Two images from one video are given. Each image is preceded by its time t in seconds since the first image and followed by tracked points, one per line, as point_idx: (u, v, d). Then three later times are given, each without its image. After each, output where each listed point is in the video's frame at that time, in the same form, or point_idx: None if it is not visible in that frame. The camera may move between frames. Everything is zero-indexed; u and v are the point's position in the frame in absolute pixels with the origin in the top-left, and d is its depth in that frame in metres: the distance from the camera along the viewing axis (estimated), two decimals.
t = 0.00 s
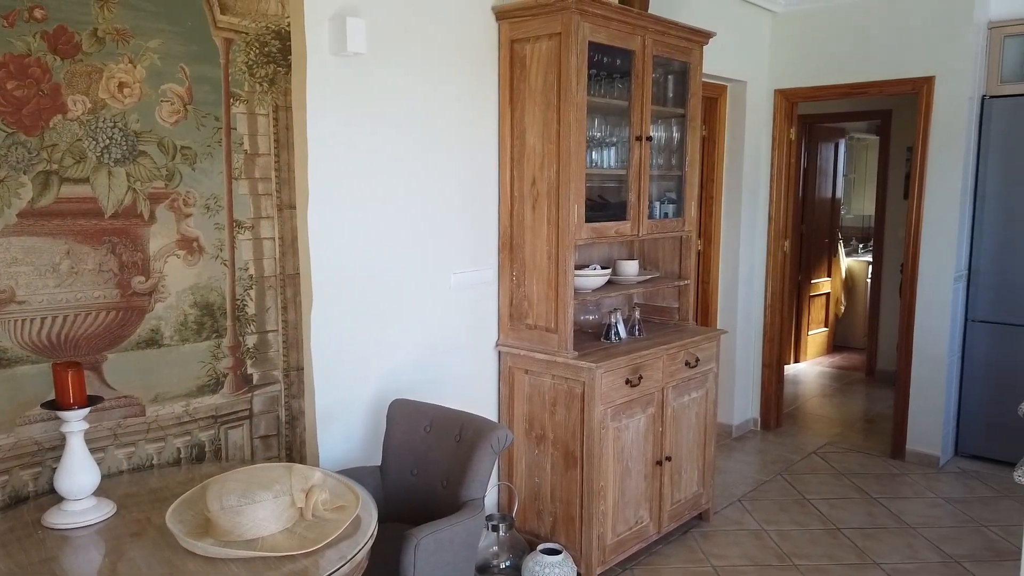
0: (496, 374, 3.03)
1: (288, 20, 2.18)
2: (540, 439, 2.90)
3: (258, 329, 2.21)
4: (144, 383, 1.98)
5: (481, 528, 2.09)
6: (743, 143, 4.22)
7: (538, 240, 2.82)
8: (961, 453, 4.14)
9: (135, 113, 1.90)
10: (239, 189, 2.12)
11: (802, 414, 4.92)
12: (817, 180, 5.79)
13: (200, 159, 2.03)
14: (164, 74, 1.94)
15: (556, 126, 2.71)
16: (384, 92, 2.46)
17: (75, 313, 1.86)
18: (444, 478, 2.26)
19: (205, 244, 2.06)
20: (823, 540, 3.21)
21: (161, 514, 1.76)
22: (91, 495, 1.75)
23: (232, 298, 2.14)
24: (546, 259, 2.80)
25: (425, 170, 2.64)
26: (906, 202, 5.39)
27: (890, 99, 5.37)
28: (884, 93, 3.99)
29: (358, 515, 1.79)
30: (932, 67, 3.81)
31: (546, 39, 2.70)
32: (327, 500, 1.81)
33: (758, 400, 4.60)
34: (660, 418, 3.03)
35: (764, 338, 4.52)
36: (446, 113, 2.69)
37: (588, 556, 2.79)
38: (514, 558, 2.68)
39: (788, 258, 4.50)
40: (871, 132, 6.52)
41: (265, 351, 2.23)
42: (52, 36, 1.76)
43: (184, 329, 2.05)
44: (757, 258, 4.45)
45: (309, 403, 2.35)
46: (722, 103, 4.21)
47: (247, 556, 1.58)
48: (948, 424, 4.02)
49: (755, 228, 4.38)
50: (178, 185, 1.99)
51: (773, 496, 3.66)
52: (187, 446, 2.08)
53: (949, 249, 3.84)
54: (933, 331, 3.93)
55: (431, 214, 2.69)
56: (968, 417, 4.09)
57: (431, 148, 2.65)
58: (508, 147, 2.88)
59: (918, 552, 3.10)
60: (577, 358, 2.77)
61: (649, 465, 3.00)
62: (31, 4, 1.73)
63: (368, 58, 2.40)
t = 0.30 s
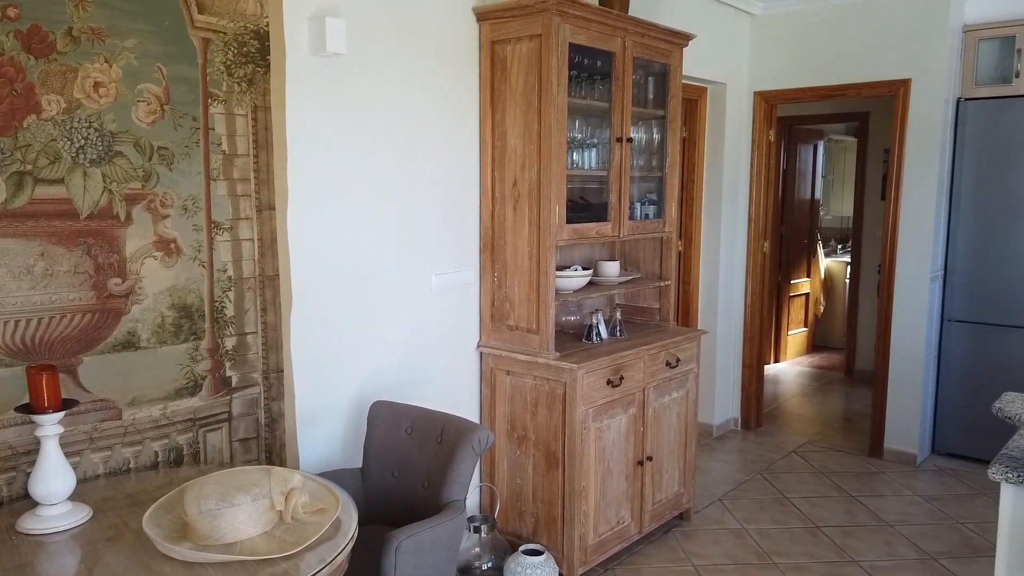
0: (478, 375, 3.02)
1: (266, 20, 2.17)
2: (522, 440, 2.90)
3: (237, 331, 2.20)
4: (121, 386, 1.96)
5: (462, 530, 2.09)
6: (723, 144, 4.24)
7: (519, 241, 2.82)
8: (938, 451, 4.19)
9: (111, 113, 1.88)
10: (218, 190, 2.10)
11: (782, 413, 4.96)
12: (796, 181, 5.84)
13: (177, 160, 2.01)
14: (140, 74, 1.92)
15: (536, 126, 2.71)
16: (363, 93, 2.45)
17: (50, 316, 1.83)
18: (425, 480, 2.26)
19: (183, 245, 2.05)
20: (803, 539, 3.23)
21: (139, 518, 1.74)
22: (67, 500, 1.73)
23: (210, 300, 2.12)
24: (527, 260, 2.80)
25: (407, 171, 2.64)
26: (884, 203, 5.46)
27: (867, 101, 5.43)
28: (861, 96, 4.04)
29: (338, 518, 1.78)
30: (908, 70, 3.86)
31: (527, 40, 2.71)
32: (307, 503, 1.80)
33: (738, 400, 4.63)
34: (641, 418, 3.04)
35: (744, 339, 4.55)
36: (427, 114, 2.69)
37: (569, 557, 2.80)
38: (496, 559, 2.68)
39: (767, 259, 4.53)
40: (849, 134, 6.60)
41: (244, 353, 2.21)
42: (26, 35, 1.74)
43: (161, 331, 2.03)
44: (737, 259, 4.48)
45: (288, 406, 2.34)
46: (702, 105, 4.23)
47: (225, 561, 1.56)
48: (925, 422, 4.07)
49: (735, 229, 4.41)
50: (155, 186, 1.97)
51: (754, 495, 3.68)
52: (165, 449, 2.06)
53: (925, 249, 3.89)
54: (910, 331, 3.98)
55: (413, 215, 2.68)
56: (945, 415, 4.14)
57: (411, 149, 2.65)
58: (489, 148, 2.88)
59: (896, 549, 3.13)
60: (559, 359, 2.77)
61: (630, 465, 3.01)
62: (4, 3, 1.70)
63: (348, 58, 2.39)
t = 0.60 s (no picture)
0: (458, 377, 3.02)
1: (243, 22, 2.15)
2: (502, 442, 2.91)
3: (215, 334, 2.18)
4: (96, 391, 1.94)
5: (442, 533, 2.08)
6: (701, 146, 4.28)
7: (500, 243, 2.82)
8: (913, 449, 4.25)
9: (86, 114, 1.86)
10: (195, 192, 2.09)
11: (761, 413, 5.01)
12: (774, 183, 5.89)
13: (153, 162, 1.99)
14: (115, 75, 1.90)
15: (516, 129, 2.72)
16: (341, 96, 2.44)
17: (23, 320, 1.81)
18: (405, 483, 2.26)
19: (159, 248, 2.03)
20: (781, 538, 3.27)
21: (115, 524, 1.73)
22: (41, 506, 1.71)
23: (187, 303, 2.10)
24: (507, 262, 2.81)
25: (387, 174, 2.64)
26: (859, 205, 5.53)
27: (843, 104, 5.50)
28: (837, 99, 4.09)
29: (318, 522, 1.77)
30: (882, 73, 3.92)
31: (506, 43, 2.71)
32: (286, 507, 1.79)
33: (718, 400, 4.66)
34: (621, 419, 3.05)
35: (723, 339, 4.58)
36: (406, 117, 2.68)
37: (550, 558, 2.80)
38: (476, 561, 2.68)
39: (746, 260, 4.57)
40: (826, 137, 6.68)
41: (222, 356, 2.20)
42: None
43: (137, 335, 2.01)
44: (716, 261, 4.52)
45: (267, 410, 2.32)
46: (680, 108, 4.26)
47: (202, 566, 1.55)
48: (901, 421, 4.13)
49: (713, 231, 4.44)
50: (130, 188, 1.96)
51: (733, 495, 3.71)
52: (141, 454, 2.04)
53: (900, 251, 3.94)
54: (885, 331, 4.04)
55: (395, 218, 2.68)
56: (920, 414, 4.20)
57: (391, 151, 2.64)
58: (469, 151, 2.88)
59: (873, 547, 3.17)
60: (539, 360, 2.78)
61: (610, 466, 3.02)
62: None
63: (326, 60, 2.38)
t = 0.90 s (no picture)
0: (439, 380, 3.01)
1: (221, 23, 2.14)
2: (484, 444, 2.90)
3: (193, 338, 2.16)
4: (72, 396, 1.92)
5: (423, 537, 2.08)
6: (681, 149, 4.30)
7: (480, 246, 2.83)
8: (890, 448, 4.30)
9: (61, 116, 1.84)
10: (172, 195, 2.07)
11: (740, 413, 5.05)
12: (752, 185, 5.95)
13: (130, 164, 1.97)
14: (91, 77, 1.88)
15: (497, 131, 2.72)
16: (321, 99, 2.43)
17: None
18: (386, 487, 2.25)
19: (136, 251, 2.01)
20: (760, 537, 3.29)
21: (91, 531, 1.70)
22: (15, 514, 1.68)
23: (164, 307, 2.08)
24: (488, 265, 2.81)
25: (369, 176, 2.63)
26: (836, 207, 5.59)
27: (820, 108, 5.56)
28: (814, 102, 4.13)
29: (298, 527, 1.76)
30: (858, 77, 3.97)
31: (486, 46, 2.72)
32: (265, 512, 1.78)
33: (698, 401, 4.70)
34: (602, 421, 3.06)
35: (703, 341, 4.61)
36: (387, 119, 2.68)
37: (532, 560, 2.81)
38: (458, 564, 2.67)
39: (725, 262, 4.61)
40: (803, 140, 6.75)
41: (200, 360, 2.18)
42: None
43: (113, 339, 1.98)
44: (696, 263, 4.55)
45: (246, 414, 2.30)
46: (660, 111, 4.28)
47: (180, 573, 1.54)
48: (877, 421, 4.18)
49: (693, 233, 4.48)
50: (106, 191, 1.93)
51: (713, 495, 3.74)
52: (118, 460, 2.01)
53: (876, 252, 4.00)
54: (862, 331, 4.09)
55: (376, 221, 2.68)
56: (896, 414, 4.26)
57: (371, 154, 2.63)
58: (450, 154, 2.88)
59: (850, 546, 3.20)
60: (520, 363, 2.78)
61: (592, 468, 3.03)
62: None
63: (305, 62, 2.37)
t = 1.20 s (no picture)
0: (419, 381, 3.00)
1: (198, 21, 2.12)
2: (464, 445, 2.90)
3: (169, 339, 2.14)
4: (44, 398, 1.89)
5: (402, 538, 2.07)
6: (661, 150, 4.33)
7: (460, 246, 2.82)
8: (867, 447, 4.35)
9: (33, 114, 1.81)
10: (147, 195, 2.04)
11: (720, 413, 5.08)
12: (731, 186, 5.99)
13: (104, 163, 1.95)
14: (64, 75, 1.85)
15: (477, 131, 2.72)
16: (300, 97, 2.41)
17: None
18: (365, 489, 2.24)
19: (110, 252, 1.98)
20: (739, 536, 3.32)
21: (63, 535, 1.68)
22: None
23: (140, 308, 2.06)
24: (468, 265, 2.81)
25: (347, 175, 2.62)
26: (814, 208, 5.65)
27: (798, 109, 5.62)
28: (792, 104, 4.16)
29: (275, 529, 1.75)
30: (835, 80, 4.01)
31: (466, 46, 2.71)
32: (242, 515, 1.76)
33: (678, 401, 4.72)
34: (582, 421, 3.07)
35: (683, 341, 4.64)
36: (366, 119, 2.66)
37: (512, 561, 2.81)
38: (438, 566, 2.66)
39: (705, 263, 4.64)
40: (782, 141, 6.81)
41: (176, 362, 2.16)
42: None
43: (87, 341, 1.96)
44: (676, 263, 4.57)
45: (223, 416, 2.28)
46: (639, 112, 4.30)
47: None
48: (854, 419, 4.23)
49: (673, 233, 4.50)
50: (80, 191, 1.91)
51: (692, 494, 3.76)
52: (92, 463, 1.99)
53: (852, 253, 4.04)
54: (840, 331, 4.13)
55: (354, 221, 2.66)
56: (873, 413, 4.30)
57: (350, 154, 2.62)
58: (430, 154, 2.87)
59: (828, 544, 3.24)
60: (500, 363, 2.78)
61: (572, 468, 3.04)
62: None
63: (283, 61, 2.35)
